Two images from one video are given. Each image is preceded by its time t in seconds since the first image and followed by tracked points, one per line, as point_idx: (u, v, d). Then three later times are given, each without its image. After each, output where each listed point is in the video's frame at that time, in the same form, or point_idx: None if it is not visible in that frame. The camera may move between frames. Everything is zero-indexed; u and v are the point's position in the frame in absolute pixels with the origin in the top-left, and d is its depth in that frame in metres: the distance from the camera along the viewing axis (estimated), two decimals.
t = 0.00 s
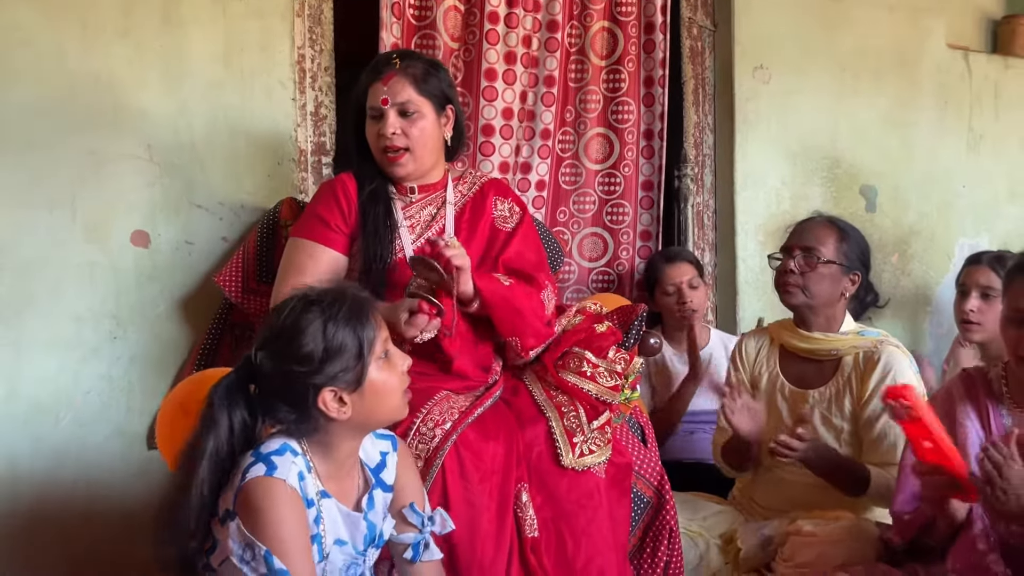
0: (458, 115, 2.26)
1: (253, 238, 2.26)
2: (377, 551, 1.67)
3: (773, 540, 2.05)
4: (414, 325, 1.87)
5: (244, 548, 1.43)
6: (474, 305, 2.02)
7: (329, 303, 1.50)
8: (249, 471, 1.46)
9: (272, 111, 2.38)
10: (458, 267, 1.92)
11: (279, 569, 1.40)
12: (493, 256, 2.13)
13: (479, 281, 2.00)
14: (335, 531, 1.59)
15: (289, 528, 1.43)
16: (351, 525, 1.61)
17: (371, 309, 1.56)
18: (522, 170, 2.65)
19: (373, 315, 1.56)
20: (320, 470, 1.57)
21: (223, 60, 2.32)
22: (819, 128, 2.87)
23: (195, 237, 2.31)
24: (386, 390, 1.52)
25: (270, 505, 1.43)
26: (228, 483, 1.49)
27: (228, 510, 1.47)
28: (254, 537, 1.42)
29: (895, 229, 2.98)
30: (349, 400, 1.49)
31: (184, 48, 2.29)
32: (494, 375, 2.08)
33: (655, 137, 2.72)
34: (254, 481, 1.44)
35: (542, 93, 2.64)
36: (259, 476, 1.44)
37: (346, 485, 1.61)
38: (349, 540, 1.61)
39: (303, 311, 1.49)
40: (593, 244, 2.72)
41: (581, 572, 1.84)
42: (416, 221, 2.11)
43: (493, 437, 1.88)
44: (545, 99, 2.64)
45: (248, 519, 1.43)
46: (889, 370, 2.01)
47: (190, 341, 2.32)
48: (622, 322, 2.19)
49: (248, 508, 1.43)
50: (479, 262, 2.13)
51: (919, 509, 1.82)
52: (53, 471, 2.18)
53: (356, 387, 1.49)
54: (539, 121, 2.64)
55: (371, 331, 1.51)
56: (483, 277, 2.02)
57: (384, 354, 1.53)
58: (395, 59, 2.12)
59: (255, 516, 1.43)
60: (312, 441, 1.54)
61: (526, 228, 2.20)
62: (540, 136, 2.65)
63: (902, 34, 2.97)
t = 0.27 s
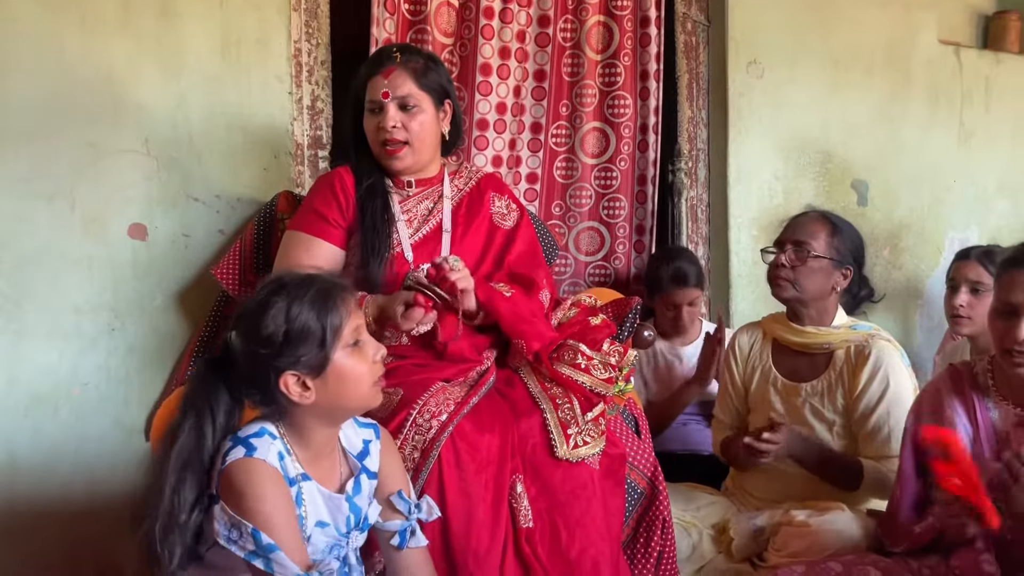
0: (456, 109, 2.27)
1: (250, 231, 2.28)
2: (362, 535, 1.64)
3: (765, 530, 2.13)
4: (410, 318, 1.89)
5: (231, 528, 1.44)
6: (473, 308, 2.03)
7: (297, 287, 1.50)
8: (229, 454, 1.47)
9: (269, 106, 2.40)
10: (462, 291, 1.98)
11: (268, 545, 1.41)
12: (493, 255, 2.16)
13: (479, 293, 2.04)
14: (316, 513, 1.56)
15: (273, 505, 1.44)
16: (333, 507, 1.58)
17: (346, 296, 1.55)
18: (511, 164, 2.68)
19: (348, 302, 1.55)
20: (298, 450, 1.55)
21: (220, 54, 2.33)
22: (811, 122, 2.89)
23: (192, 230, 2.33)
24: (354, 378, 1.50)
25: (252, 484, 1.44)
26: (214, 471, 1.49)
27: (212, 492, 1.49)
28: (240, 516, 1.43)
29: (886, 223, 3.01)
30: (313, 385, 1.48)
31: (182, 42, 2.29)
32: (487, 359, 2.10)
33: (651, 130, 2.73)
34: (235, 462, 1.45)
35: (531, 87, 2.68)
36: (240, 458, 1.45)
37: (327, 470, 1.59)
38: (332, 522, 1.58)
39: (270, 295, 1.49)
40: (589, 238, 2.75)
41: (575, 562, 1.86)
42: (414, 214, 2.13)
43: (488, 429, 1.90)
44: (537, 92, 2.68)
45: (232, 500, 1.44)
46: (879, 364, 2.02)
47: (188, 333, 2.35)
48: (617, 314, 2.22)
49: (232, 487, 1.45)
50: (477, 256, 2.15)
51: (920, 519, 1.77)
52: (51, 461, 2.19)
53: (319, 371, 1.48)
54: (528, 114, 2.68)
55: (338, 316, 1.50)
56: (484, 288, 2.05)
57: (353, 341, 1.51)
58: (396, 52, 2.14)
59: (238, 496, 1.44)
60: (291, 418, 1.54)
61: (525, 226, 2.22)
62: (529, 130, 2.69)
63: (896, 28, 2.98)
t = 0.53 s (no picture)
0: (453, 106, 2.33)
1: (250, 226, 2.33)
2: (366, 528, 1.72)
3: (750, 516, 2.21)
4: (407, 312, 1.97)
5: (233, 531, 1.49)
6: (465, 289, 2.11)
7: (302, 286, 1.56)
8: (240, 453, 1.52)
9: (269, 103, 2.44)
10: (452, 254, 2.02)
11: (262, 556, 1.46)
12: (486, 247, 2.22)
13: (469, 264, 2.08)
14: (324, 509, 1.63)
15: (276, 511, 1.48)
16: (341, 503, 1.65)
17: (352, 296, 1.60)
18: (504, 159, 2.75)
19: (352, 303, 1.60)
20: (309, 447, 1.62)
21: (219, 53, 2.37)
22: (797, 120, 2.95)
23: (193, 225, 2.36)
24: (354, 377, 1.55)
25: (260, 490, 1.49)
26: (222, 463, 1.55)
27: (219, 492, 1.53)
28: (243, 520, 1.48)
29: (870, 219, 3.08)
30: (312, 382, 1.54)
31: (181, 40, 2.34)
32: (483, 357, 2.18)
33: (643, 128, 2.78)
34: (246, 463, 1.50)
35: (525, 86, 2.74)
36: (250, 458, 1.50)
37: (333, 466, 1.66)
38: (339, 517, 1.65)
39: (275, 292, 1.55)
40: (583, 234, 2.80)
41: (567, 548, 1.92)
42: (410, 210, 2.19)
43: (482, 419, 1.96)
44: (530, 91, 2.74)
45: (238, 502, 1.49)
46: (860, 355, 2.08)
47: (189, 327, 2.38)
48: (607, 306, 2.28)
49: (240, 489, 1.49)
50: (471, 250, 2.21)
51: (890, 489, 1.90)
52: (55, 450, 2.24)
53: (317, 369, 1.53)
54: (522, 113, 2.74)
55: (340, 316, 1.55)
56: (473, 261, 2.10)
57: (354, 341, 1.56)
58: (395, 52, 2.19)
59: (245, 498, 1.49)
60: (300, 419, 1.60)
61: (518, 220, 2.29)
62: (522, 128, 2.75)
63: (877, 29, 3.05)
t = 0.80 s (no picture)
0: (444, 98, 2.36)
1: (242, 218, 2.32)
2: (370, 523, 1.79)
3: (739, 507, 2.25)
4: (397, 303, 1.97)
5: (243, 527, 1.52)
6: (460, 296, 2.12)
7: (313, 287, 1.57)
8: (256, 449, 1.55)
9: (262, 97, 2.46)
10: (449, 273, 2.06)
11: (273, 557, 1.49)
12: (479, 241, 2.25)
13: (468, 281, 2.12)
14: (333, 507, 1.69)
15: (288, 511, 1.52)
16: (349, 501, 1.71)
17: (365, 297, 1.61)
18: (499, 155, 2.76)
19: (364, 304, 1.60)
20: (322, 446, 1.66)
21: (213, 47, 2.39)
22: (787, 116, 2.98)
23: (186, 218, 2.38)
24: (362, 378, 1.57)
25: (273, 489, 1.52)
26: (234, 457, 1.58)
27: (232, 485, 1.56)
28: (254, 518, 1.51)
29: (858, 213, 3.12)
30: (320, 383, 1.57)
31: (174, 34, 2.34)
32: (472, 344, 2.18)
33: (634, 123, 2.82)
34: (261, 460, 1.53)
35: (517, 81, 2.75)
36: (266, 456, 1.53)
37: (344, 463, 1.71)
38: (346, 516, 1.72)
39: (287, 292, 1.56)
40: (574, 228, 2.82)
41: (557, 539, 1.95)
42: (403, 204, 2.21)
43: (474, 411, 1.99)
44: (523, 85, 2.75)
45: (250, 499, 1.52)
46: (850, 347, 2.12)
47: (182, 319, 2.39)
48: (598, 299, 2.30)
49: (253, 485, 1.52)
50: (464, 245, 2.24)
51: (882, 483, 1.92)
52: (49, 443, 2.25)
53: (324, 371, 1.55)
54: (515, 107, 2.75)
55: (351, 318, 1.56)
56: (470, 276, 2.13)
57: (364, 344, 1.58)
58: (389, 52, 2.20)
59: (258, 496, 1.51)
60: (313, 419, 1.64)
61: (510, 215, 2.32)
62: (514, 122, 2.76)
63: (866, 26, 3.09)
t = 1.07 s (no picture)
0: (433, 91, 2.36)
1: (233, 213, 2.32)
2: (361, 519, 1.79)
3: (727, 500, 2.27)
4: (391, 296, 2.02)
5: (233, 523, 1.52)
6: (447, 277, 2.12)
7: (319, 285, 1.58)
8: (246, 443, 1.55)
9: (252, 91, 2.46)
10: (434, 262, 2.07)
11: (262, 552, 1.50)
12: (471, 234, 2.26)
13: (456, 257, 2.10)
14: (324, 504, 1.69)
15: (277, 507, 1.53)
16: (340, 497, 1.71)
17: (369, 301, 1.62)
18: (490, 150, 2.76)
19: (367, 308, 1.61)
20: (314, 443, 1.66)
21: (203, 41, 2.38)
22: (779, 110, 3.02)
23: (176, 212, 2.37)
24: (357, 380, 1.57)
25: (263, 485, 1.52)
26: (227, 449, 1.58)
27: (222, 479, 1.56)
28: (244, 514, 1.52)
29: (846, 209, 3.17)
30: (313, 383, 1.57)
31: (165, 28, 2.34)
32: (463, 346, 2.19)
33: (625, 118, 2.82)
34: (251, 453, 1.53)
35: (509, 75, 2.75)
36: (256, 450, 1.54)
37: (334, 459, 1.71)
38: (337, 512, 1.72)
39: (293, 288, 1.58)
40: (565, 223, 2.84)
41: (546, 531, 1.96)
42: (393, 199, 2.22)
43: (464, 405, 2.00)
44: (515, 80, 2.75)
45: (240, 494, 1.53)
46: (837, 340, 2.12)
47: (173, 313, 2.40)
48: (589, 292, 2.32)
49: (242, 481, 1.53)
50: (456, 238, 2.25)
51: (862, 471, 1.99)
52: (39, 437, 2.24)
53: (318, 371, 1.56)
54: (507, 102, 2.76)
55: (352, 321, 1.57)
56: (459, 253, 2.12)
57: (364, 348, 1.58)
58: (379, 49, 2.20)
59: (247, 492, 1.52)
60: (307, 413, 1.64)
61: (500, 209, 2.33)
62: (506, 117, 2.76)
63: (856, 22, 3.13)
